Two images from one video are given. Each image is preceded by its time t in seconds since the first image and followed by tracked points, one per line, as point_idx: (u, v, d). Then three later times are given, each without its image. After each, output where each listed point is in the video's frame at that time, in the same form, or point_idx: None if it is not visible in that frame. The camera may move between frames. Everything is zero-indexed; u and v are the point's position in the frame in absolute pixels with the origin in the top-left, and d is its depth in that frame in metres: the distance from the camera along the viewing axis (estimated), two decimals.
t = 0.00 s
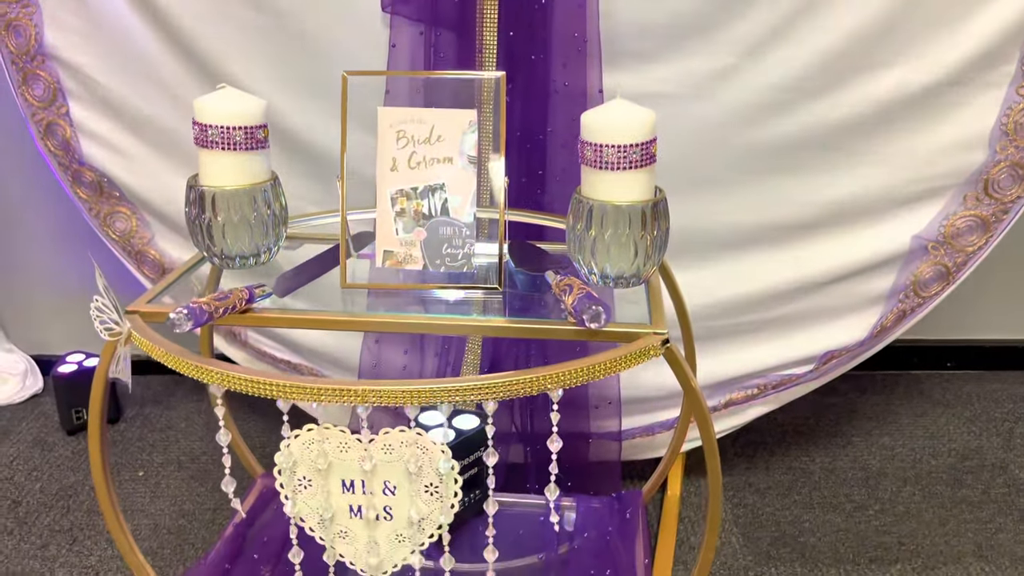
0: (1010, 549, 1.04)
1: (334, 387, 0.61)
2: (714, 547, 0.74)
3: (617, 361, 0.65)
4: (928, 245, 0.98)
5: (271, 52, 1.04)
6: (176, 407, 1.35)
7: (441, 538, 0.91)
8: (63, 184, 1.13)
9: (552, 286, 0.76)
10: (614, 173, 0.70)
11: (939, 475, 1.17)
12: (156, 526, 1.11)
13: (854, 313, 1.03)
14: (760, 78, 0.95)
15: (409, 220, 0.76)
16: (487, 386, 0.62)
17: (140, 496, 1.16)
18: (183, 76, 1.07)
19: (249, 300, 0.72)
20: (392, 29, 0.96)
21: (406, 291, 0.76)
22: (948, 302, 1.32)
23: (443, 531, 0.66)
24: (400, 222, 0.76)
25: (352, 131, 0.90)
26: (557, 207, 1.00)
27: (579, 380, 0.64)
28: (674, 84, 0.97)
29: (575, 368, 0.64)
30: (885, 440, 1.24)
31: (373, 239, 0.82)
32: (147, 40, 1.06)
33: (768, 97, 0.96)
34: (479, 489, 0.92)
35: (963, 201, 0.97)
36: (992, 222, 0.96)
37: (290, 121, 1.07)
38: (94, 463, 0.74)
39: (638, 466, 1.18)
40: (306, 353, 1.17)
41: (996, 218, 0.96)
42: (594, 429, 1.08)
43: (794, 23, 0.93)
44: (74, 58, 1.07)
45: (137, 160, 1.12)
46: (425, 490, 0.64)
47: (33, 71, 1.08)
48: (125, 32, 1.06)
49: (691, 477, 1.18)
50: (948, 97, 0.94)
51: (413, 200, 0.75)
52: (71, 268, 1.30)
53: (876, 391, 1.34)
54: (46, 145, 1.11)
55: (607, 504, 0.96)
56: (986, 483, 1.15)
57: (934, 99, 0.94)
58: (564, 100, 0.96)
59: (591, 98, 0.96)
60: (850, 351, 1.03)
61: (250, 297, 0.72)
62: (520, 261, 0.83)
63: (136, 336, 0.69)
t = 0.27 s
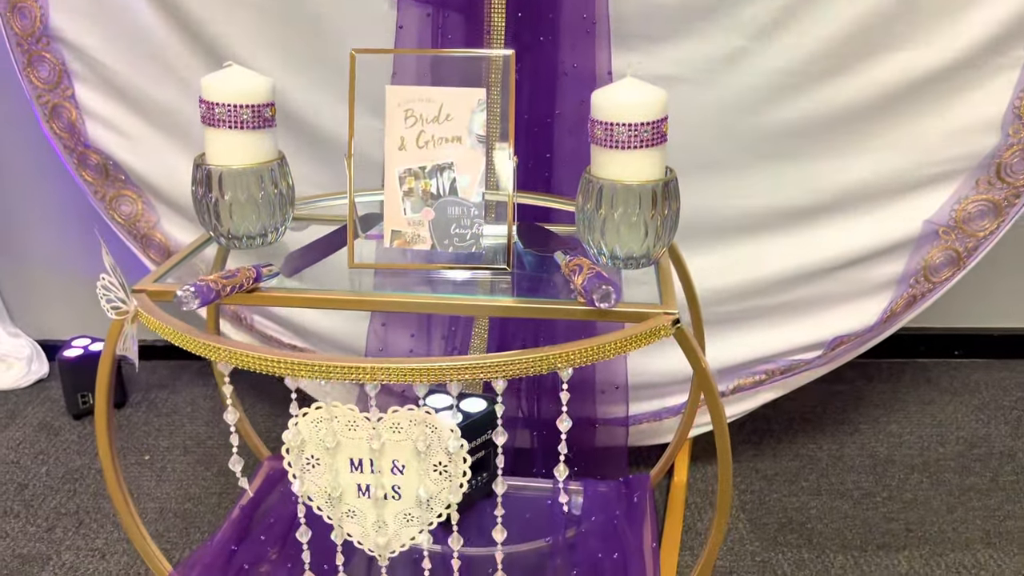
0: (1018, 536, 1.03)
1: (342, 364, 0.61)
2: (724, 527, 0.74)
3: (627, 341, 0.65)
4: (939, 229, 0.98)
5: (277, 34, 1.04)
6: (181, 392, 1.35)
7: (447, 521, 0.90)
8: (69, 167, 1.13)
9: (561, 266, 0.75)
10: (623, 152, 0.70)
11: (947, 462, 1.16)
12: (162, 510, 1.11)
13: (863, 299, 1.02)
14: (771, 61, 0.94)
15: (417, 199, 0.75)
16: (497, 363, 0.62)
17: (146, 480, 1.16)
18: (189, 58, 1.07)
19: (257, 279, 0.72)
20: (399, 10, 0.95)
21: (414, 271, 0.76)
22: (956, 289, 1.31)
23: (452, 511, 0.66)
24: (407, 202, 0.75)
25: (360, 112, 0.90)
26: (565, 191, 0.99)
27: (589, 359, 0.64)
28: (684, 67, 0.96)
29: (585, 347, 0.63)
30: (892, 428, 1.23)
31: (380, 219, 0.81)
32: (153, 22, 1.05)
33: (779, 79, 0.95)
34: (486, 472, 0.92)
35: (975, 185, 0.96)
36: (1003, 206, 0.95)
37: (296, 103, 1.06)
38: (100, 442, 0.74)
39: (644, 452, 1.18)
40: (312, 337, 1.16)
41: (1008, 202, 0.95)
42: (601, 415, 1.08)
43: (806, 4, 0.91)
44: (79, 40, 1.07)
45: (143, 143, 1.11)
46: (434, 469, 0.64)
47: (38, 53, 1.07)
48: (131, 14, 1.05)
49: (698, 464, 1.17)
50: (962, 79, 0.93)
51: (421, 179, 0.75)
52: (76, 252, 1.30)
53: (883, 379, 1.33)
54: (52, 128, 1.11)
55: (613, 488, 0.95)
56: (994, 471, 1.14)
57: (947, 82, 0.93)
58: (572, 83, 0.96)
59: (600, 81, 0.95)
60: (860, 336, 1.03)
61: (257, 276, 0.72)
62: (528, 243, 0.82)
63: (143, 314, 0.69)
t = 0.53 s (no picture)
0: None
1: (350, 344, 0.60)
2: (735, 512, 0.73)
3: (638, 323, 0.64)
4: (950, 217, 0.97)
5: (284, 20, 1.03)
6: (187, 381, 1.35)
7: (454, 510, 0.90)
8: (74, 153, 1.12)
9: (572, 249, 0.74)
10: (635, 134, 0.69)
11: (955, 453, 1.16)
12: (168, 497, 1.10)
13: (873, 287, 1.02)
14: (782, 46, 0.94)
15: (426, 181, 0.74)
16: (506, 344, 0.61)
17: (152, 468, 1.16)
18: (196, 44, 1.06)
19: (265, 261, 0.71)
20: None
21: (422, 254, 0.75)
22: (964, 280, 1.31)
23: (461, 494, 0.65)
24: (416, 184, 0.75)
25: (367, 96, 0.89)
26: (574, 177, 0.98)
27: (600, 340, 0.63)
28: (695, 52, 0.95)
29: (596, 328, 0.63)
30: (900, 419, 1.23)
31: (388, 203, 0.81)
32: (160, 7, 1.05)
33: (790, 65, 0.94)
34: (493, 459, 0.91)
35: (986, 172, 0.95)
36: (1016, 193, 0.94)
37: (302, 89, 1.06)
38: (107, 422, 0.74)
39: (651, 442, 1.17)
40: (318, 325, 1.16)
41: (1021, 189, 0.94)
42: (608, 404, 1.07)
43: None
44: (85, 25, 1.06)
45: (149, 129, 1.11)
46: (443, 450, 0.63)
47: (44, 38, 1.07)
48: None
49: (705, 453, 1.17)
50: (975, 65, 0.92)
51: (430, 161, 0.74)
52: (81, 240, 1.30)
53: (890, 370, 1.32)
54: (57, 114, 1.10)
55: (622, 476, 0.96)
56: (1002, 462, 1.13)
57: (959, 68, 0.92)
58: (581, 68, 0.95)
59: (609, 67, 0.95)
60: (869, 325, 1.03)
61: (265, 258, 0.71)
62: (538, 228, 0.81)
63: (150, 295, 0.68)
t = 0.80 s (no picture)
0: None
1: (354, 322, 0.60)
2: (743, 497, 0.73)
3: (646, 304, 0.63)
4: (960, 206, 0.96)
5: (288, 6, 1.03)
6: (189, 372, 1.34)
7: (458, 498, 0.89)
8: (76, 141, 1.12)
9: (578, 231, 0.74)
10: (643, 114, 0.68)
11: (962, 446, 1.15)
12: (170, 487, 1.10)
13: (880, 277, 1.01)
14: (790, 33, 0.93)
15: (430, 163, 0.74)
16: (513, 323, 0.60)
17: (154, 458, 1.15)
18: (199, 31, 1.06)
19: (268, 242, 0.71)
20: None
21: (427, 237, 0.74)
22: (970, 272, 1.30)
23: (466, 477, 0.65)
24: (421, 166, 0.74)
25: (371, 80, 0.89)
26: (578, 164, 0.98)
27: (606, 321, 0.63)
28: (702, 39, 0.94)
29: (603, 308, 0.62)
30: (907, 412, 1.22)
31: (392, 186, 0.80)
32: None
33: (797, 52, 0.93)
34: (497, 447, 0.91)
35: (995, 160, 0.94)
36: None
37: (305, 76, 1.05)
38: (108, 405, 0.73)
39: (655, 434, 1.17)
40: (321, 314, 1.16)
41: None
42: (612, 395, 1.06)
43: None
44: (88, 11, 1.06)
45: (151, 117, 1.10)
46: (448, 432, 0.63)
47: (46, 24, 1.06)
48: None
49: (710, 445, 1.16)
50: (984, 52, 0.91)
51: (435, 142, 0.73)
52: (83, 230, 1.29)
53: (896, 364, 1.31)
54: (59, 101, 1.10)
55: (626, 465, 0.95)
56: (1010, 455, 1.12)
57: (968, 55, 0.91)
58: (586, 55, 0.94)
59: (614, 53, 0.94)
60: (876, 315, 1.02)
61: (268, 239, 0.71)
62: (543, 211, 0.81)
63: (151, 276, 0.67)
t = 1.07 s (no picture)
0: None
1: (354, 313, 0.59)
2: (745, 493, 0.72)
3: (648, 296, 0.63)
4: (963, 203, 0.96)
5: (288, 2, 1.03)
6: (187, 371, 1.34)
7: (457, 494, 0.88)
8: (75, 138, 1.11)
9: (579, 225, 0.73)
10: (645, 107, 0.68)
11: (965, 446, 1.14)
12: (168, 486, 1.09)
13: (883, 275, 1.01)
14: (792, 30, 0.92)
15: (430, 156, 0.73)
16: (513, 314, 0.60)
17: (152, 457, 1.14)
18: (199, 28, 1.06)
19: (266, 235, 0.70)
20: None
21: (427, 231, 0.74)
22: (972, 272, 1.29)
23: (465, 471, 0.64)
24: (421, 159, 0.73)
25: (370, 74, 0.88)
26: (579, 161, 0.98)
27: (607, 313, 0.62)
28: (704, 35, 0.94)
29: (604, 300, 0.62)
30: (909, 412, 1.21)
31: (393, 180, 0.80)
32: None
33: (800, 49, 0.93)
34: (497, 444, 0.90)
35: (999, 157, 0.94)
36: None
37: (305, 72, 1.05)
38: (104, 400, 0.73)
39: (656, 433, 1.16)
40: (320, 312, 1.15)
41: None
42: (613, 393, 1.06)
43: None
44: (87, 7, 1.05)
45: (151, 113, 1.10)
46: (448, 425, 0.62)
47: (45, 20, 1.06)
48: None
49: (711, 445, 1.15)
50: (987, 49, 0.91)
51: (435, 135, 0.73)
52: (81, 228, 1.29)
53: (898, 364, 1.31)
54: (58, 97, 1.09)
55: (627, 462, 0.95)
56: (1013, 456, 1.12)
57: (971, 52, 0.91)
58: (587, 51, 0.94)
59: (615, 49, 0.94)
60: (879, 313, 1.01)
61: (266, 231, 0.70)
62: (543, 207, 0.81)
63: (149, 268, 0.67)
